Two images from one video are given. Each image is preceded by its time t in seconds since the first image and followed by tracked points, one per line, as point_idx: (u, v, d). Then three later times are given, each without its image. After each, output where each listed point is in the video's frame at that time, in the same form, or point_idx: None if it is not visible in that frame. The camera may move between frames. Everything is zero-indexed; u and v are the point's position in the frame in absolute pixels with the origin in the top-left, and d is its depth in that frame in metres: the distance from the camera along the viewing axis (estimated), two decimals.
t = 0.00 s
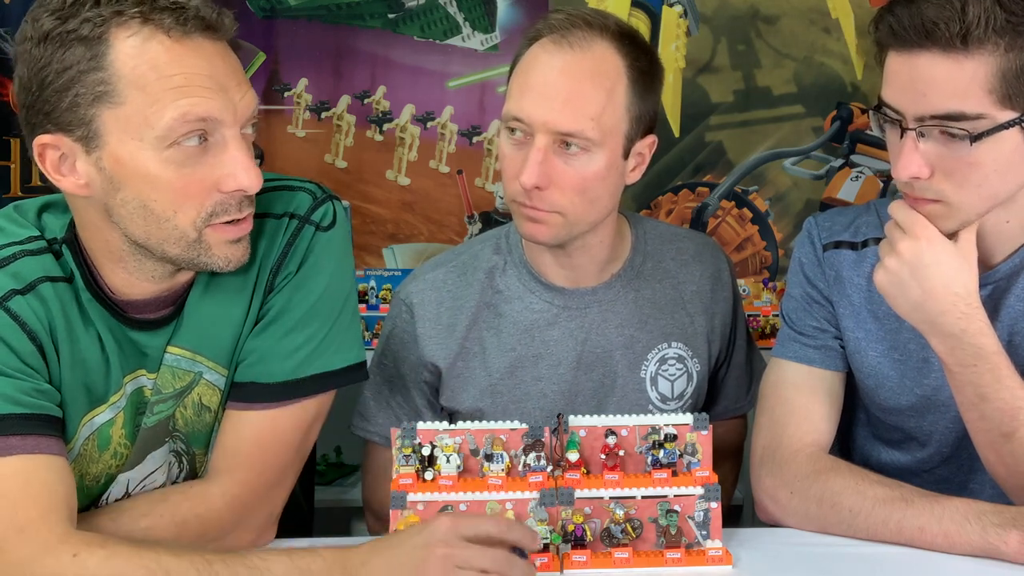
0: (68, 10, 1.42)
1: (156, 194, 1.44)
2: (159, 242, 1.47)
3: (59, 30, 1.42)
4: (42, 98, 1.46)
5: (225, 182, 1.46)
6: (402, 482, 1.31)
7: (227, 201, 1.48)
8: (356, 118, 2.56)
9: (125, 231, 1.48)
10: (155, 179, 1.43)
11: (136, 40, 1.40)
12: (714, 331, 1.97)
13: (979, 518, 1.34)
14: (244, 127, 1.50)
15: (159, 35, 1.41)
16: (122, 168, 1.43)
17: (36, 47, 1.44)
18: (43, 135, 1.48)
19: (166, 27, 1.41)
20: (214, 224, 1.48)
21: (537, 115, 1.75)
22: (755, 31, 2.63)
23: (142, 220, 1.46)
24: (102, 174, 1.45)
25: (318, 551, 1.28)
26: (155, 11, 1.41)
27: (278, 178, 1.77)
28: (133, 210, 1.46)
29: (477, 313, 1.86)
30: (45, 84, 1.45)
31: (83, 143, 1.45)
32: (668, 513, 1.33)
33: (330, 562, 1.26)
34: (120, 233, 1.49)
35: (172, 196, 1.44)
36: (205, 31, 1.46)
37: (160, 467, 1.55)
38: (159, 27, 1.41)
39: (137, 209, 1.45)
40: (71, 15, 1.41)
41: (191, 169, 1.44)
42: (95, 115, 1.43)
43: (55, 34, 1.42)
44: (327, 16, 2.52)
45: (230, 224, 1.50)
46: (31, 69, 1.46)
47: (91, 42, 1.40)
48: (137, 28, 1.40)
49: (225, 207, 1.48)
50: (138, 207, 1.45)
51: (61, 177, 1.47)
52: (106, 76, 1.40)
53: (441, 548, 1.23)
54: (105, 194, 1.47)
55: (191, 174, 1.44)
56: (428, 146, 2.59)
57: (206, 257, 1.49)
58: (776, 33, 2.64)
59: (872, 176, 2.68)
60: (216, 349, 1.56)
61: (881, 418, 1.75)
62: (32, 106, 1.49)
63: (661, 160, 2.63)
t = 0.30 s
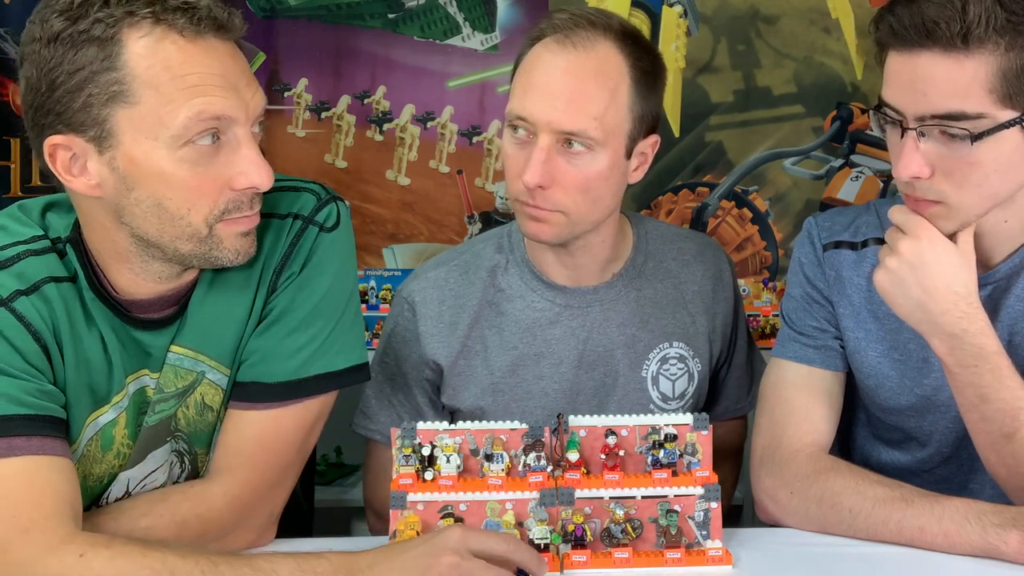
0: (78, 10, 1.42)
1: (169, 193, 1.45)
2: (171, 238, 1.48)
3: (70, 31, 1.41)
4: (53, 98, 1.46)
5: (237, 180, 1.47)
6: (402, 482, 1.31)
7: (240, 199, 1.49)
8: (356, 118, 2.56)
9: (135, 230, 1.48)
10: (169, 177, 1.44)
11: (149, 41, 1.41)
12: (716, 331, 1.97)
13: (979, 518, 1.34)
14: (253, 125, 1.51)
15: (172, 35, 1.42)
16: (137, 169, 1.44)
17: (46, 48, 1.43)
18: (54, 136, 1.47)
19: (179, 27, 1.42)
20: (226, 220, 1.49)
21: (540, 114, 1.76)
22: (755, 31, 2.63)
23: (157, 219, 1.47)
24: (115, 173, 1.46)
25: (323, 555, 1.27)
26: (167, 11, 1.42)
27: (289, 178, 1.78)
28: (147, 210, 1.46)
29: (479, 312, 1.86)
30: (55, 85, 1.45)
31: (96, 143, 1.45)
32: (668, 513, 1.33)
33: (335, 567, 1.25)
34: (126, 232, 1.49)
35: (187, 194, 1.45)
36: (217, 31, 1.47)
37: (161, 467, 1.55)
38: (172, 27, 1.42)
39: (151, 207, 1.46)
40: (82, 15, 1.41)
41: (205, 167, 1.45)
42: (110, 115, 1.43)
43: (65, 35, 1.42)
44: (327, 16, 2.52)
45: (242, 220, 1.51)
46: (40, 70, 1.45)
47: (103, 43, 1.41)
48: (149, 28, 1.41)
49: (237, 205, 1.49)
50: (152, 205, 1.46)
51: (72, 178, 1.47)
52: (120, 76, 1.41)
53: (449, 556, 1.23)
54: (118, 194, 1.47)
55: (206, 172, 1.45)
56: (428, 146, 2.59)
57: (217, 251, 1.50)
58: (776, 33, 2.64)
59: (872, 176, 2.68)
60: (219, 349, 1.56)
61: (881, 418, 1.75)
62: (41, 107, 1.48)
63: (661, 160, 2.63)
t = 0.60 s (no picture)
0: (75, 10, 1.42)
1: (167, 193, 1.45)
2: (168, 238, 1.48)
3: (66, 32, 1.41)
4: (50, 99, 1.45)
5: (234, 180, 1.47)
6: (402, 482, 1.31)
7: (237, 199, 1.49)
8: (356, 118, 2.56)
9: (132, 231, 1.48)
10: (165, 178, 1.44)
11: (145, 41, 1.41)
12: (717, 331, 1.97)
13: (979, 518, 1.34)
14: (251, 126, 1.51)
15: (169, 35, 1.42)
16: (133, 169, 1.44)
17: (41, 49, 1.43)
18: (50, 137, 1.48)
19: (175, 28, 1.42)
20: (223, 220, 1.49)
21: (544, 113, 1.76)
22: (755, 31, 2.63)
23: (152, 219, 1.47)
24: (112, 175, 1.46)
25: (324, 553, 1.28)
26: (163, 11, 1.42)
27: (287, 177, 1.79)
28: (145, 210, 1.46)
29: (482, 310, 1.87)
30: (52, 86, 1.44)
31: (93, 144, 1.45)
32: (668, 514, 1.33)
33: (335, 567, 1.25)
34: (124, 232, 1.49)
35: (184, 195, 1.45)
36: (213, 32, 1.46)
37: (161, 467, 1.55)
38: (168, 27, 1.42)
39: (148, 209, 1.46)
40: (78, 16, 1.41)
41: (202, 167, 1.45)
42: (106, 116, 1.43)
43: (61, 36, 1.42)
44: (326, 16, 2.52)
45: (240, 220, 1.51)
46: (36, 71, 1.45)
47: (100, 44, 1.41)
48: (145, 29, 1.41)
49: (235, 206, 1.49)
50: (148, 206, 1.46)
51: (70, 179, 1.47)
52: (117, 77, 1.41)
53: (452, 553, 1.23)
54: (114, 196, 1.47)
55: (203, 173, 1.45)
56: (428, 146, 2.59)
57: (213, 253, 1.50)
58: (776, 33, 2.64)
59: (872, 176, 2.68)
60: (217, 349, 1.56)
61: (881, 418, 1.75)
62: (37, 108, 1.48)
63: (661, 160, 2.63)
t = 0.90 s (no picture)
0: (76, 16, 1.42)
1: (187, 195, 1.47)
2: (186, 239, 1.49)
3: (73, 40, 1.41)
4: (58, 109, 1.45)
5: (250, 177, 1.49)
6: (402, 482, 1.31)
7: (252, 194, 1.51)
8: (356, 118, 2.56)
9: (147, 233, 1.50)
10: (185, 179, 1.45)
11: (157, 45, 1.42)
12: (718, 331, 1.97)
13: (979, 518, 1.34)
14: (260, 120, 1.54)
15: (180, 37, 1.44)
16: (154, 173, 1.45)
17: (46, 58, 1.43)
18: (62, 148, 1.47)
19: (186, 30, 1.44)
20: (241, 216, 1.51)
21: (548, 112, 1.76)
22: (755, 31, 2.63)
23: (174, 222, 1.48)
24: (130, 180, 1.47)
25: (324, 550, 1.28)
26: (172, 13, 1.44)
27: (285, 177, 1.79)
28: (164, 213, 1.48)
29: (484, 308, 1.86)
30: (60, 96, 1.44)
31: (109, 151, 1.46)
32: (668, 513, 1.33)
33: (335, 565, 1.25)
34: (133, 239, 1.51)
35: (205, 195, 1.47)
36: (220, 31, 1.49)
37: (160, 468, 1.55)
38: (179, 29, 1.44)
39: (168, 211, 1.48)
40: (84, 23, 1.41)
41: (220, 166, 1.47)
42: (123, 122, 1.44)
43: (67, 44, 1.41)
44: (327, 17, 2.52)
45: (255, 215, 1.54)
46: (41, 80, 1.44)
47: (111, 50, 1.41)
48: (154, 32, 1.43)
49: (250, 200, 1.52)
50: (169, 209, 1.48)
51: (86, 189, 1.47)
52: (133, 82, 1.42)
53: (451, 544, 1.24)
54: (133, 201, 1.48)
55: (221, 171, 1.47)
56: (428, 146, 2.59)
57: (231, 248, 1.52)
58: (776, 33, 2.64)
59: (872, 176, 2.68)
60: (216, 348, 1.55)
61: (881, 418, 1.75)
62: (41, 118, 1.47)
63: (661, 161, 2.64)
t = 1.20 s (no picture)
0: (78, 19, 1.41)
1: (193, 197, 1.47)
2: (190, 241, 1.50)
3: (77, 43, 1.41)
4: (63, 113, 1.45)
5: (254, 177, 1.50)
6: (402, 482, 1.31)
7: (256, 195, 1.52)
8: (356, 118, 2.56)
9: (151, 235, 1.50)
10: (190, 181, 1.46)
11: (163, 47, 1.43)
12: (719, 331, 1.97)
13: (980, 518, 1.34)
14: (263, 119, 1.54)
15: (185, 39, 1.44)
16: (160, 176, 1.46)
17: (50, 62, 1.42)
18: (67, 151, 1.47)
19: (191, 32, 1.44)
20: (246, 217, 1.52)
21: (551, 111, 1.76)
22: (755, 31, 2.63)
23: (180, 223, 1.49)
24: (136, 183, 1.47)
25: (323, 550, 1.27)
26: (176, 16, 1.44)
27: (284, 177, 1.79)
28: (170, 215, 1.48)
29: (486, 307, 1.86)
30: (64, 100, 1.44)
31: (114, 154, 1.46)
32: (668, 514, 1.33)
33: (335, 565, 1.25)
34: (138, 241, 1.51)
35: (210, 197, 1.47)
36: (224, 32, 1.49)
37: (160, 467, 1.55)
38: (184, 31, 1.44)
39: (173, 214, 1.48)
40: (88, 27, 1.41)
41: (226, 167, 1.47)
42: (129, 125, 1.44)
43: (70, 48, 1.41)
44: (327, 17, 2.52)
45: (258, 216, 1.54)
46: (45, 84, 1.43)
47: (116, 53, 1.41)
48: (159, 35, 1.43)
49: (254, 201, 1.52)
50: (175, 211, 1.48)
51: (91, 193, 1.47)
52: (139, 85, 1.42)
53: (451, 538, 1.24)
54: (138, 203, 1.48)
55: (226, 173, 1.47)
56: (428, 146, 2.59)
57: (234, 249, 1.52)
58: (776, 33, 2.64)
59: (872, 176, 2.68)
60: (216, 349, 1.55)
61: (884, 417, 1.75)
62: (45, 122, 1.46)
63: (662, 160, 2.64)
